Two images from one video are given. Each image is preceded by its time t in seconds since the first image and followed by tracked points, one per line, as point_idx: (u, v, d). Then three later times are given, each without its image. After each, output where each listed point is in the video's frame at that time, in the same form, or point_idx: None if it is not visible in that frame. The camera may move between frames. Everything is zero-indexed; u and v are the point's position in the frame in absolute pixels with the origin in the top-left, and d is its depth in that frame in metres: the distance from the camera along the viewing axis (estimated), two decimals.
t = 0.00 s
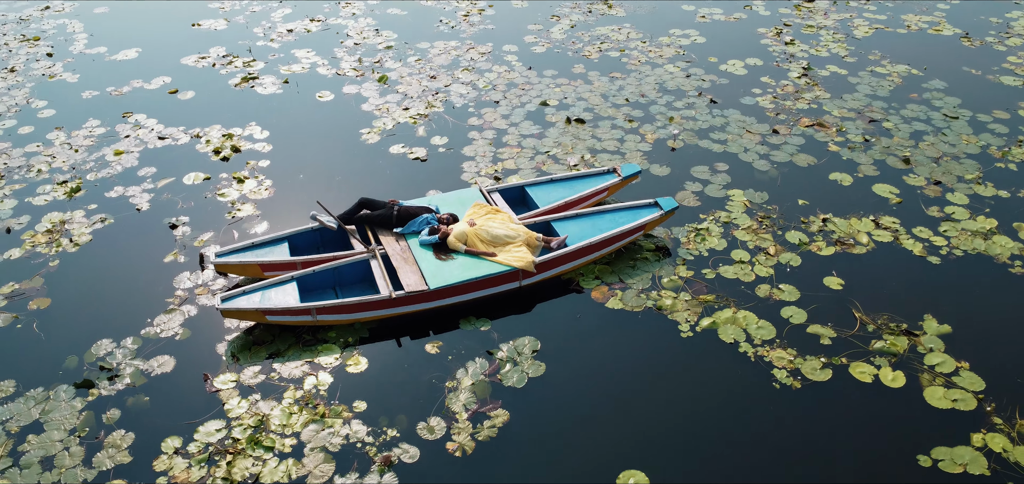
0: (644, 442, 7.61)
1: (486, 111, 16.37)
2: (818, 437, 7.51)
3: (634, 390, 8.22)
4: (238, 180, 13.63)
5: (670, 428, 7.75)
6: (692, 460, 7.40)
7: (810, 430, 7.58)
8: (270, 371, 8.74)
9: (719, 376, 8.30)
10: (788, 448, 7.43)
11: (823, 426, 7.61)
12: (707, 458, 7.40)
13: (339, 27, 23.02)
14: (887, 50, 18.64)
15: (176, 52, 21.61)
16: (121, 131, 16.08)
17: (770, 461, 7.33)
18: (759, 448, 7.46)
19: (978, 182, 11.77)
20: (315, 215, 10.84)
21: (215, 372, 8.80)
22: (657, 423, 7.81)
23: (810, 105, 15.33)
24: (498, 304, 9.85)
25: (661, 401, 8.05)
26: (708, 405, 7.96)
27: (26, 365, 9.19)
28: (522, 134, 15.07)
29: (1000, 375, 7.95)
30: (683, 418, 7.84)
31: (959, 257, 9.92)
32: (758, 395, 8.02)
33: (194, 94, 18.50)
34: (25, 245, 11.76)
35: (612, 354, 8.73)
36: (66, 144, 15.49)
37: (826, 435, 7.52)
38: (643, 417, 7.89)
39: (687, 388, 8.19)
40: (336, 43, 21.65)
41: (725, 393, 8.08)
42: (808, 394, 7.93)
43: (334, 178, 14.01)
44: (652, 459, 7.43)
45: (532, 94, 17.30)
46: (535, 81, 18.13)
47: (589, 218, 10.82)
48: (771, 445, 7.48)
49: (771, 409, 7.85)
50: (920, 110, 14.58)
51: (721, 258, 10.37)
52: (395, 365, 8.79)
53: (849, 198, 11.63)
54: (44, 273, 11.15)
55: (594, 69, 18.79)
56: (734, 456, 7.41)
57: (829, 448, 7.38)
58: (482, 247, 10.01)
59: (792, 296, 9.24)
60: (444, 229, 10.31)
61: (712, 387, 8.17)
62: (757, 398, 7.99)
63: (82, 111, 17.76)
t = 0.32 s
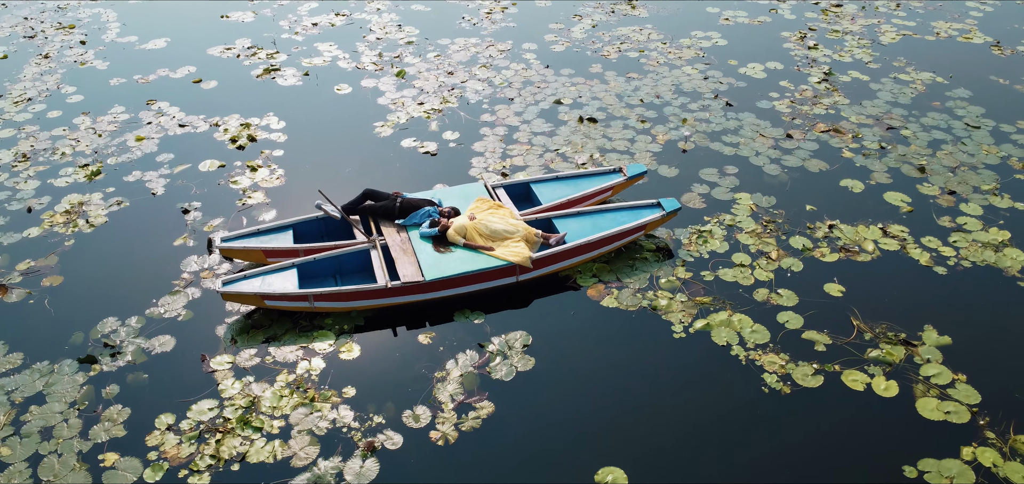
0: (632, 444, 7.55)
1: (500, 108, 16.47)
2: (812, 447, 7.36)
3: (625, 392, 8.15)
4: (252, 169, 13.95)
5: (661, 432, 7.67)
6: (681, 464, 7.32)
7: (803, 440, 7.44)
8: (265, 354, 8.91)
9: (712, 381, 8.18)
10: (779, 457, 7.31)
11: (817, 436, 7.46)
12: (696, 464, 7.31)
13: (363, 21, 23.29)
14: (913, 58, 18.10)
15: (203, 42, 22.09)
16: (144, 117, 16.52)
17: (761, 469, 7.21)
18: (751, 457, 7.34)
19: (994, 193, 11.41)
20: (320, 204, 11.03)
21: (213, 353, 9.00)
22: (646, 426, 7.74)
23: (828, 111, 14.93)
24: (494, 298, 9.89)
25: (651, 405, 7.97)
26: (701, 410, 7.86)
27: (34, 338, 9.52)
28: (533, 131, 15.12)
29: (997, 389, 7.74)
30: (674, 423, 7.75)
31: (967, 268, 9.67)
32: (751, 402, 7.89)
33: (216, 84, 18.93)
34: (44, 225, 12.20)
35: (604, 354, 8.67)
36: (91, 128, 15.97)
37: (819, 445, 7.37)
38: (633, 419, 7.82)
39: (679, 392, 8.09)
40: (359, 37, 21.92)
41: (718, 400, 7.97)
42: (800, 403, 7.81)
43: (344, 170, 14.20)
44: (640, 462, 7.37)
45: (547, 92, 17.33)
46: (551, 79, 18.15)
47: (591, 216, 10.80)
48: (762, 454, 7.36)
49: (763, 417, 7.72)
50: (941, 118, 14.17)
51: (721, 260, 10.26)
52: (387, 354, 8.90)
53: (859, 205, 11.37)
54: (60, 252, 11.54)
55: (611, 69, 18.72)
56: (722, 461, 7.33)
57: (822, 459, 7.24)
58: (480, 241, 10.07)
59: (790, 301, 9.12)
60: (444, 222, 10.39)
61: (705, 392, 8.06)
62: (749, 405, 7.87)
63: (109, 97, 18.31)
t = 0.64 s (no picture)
0: (623, 448, 7.49)
1: (514, 105, 16.53)
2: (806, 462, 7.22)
3: (618, 396, 8.07)
4: (266, 158, 14.25)
5: (653, 436, 7.59)
6: (672, 470, 7.23)
7: (797, 452, 7.32)
8: (264, 338, 9.10)
9: (706, 388, 8.07)
10: (772, 468, 7.19)
11: (809, 449, 7.33)
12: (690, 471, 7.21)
13: (386, 17, 23.53)
14: (939, 65, 17.60)
15: (229, 34, 22.54)
16: (167, 105, 16.94)
17: (746, 472, 7.17)
18: (746, 467, 7.23)
19: (1011, 204, 11.10)
20: (327, 194, 11.20)
21: (214, 336, 9.21)
22: (638, 429, 7.67)
23: (845, 116, 14.61)
24: (493, 292, 9.94)
25: (645, 410, 7.87)
26: (694, 418, 7.74)
27: (46, 314, 9.87)
28: (545, 129, 15.14)
29: (994, 402, 7.59)
30: (664, 424, 7.71)
31: (975, 279, 9.45)
32: (745, 411, 7.77)
33: (239, 75, 19.33)
34: (64, 207, 12.63)
35: (597, 356, 8.61)
36: (115, 115, 16.44)
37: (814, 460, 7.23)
38: (626, 424, 7.74)
39: (672, 398, 7.99)
40: (381, 33, 22.15)
41: (712, 407, 7.85)
42: (791, 409, 7.72)
43: (356, 162, 14.39)
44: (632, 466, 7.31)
45: (562, 91, 17.32)
46: (567, 78, 18.14)
47: (594, 214, 10.79)
48: (756, 462, 7.26)
49: (756, 424, 7.63)
50: (962, 127, 13.82)
51: (723, 263, 10.17)
52: (383, 343, 9.01)
53: (868, 212, 11.16)
54: (76, 234, 11.95)
55: (628, 70, 18.61)
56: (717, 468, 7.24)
57: (817, 473, 7.10)
58: (481, 235, 10.14)
59: (789, 305, 9.02)
60: (447, 215, 10.48)
61: (699, 399, 7.96)
62: (743, 413, 7.75)
63: (135, 86, 18.82)
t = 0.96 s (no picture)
0: (616, 452, 7.39)
1: (531, 102, 16.58)
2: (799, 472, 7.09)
3: (610, 398, 7.99)
4: (284, 146, 14.61)
5: (644, 438, 7.52)
6: (667, 476, 7.11)
7: (791, 461, 7.20)
8: (266, 319, 9.33)
9: (697, 392, 7.98)
10: (758, 467, 7.17)
11: (802, 457, 7.22)
12: (684, 477, 7.09)
13: (414, 12, 23.77)
14: (969, 74, 17.11)
15: (260, 25, 23.03)
16: (194, 92, 17.42)
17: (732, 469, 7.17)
18: (737, 472, 7.14)
19: None
20: (337, 183, 11.43)
21: (218, 315, 9.47)
22: (631, 433, 7.57)
23: (866, 122, 14.28)
24: (492, 284, 10.03)
25: (636, 413, 7.79)
26: (686, 423, 7.64)
27: (62, 287, 10.28)
28: (559, 126, 15.17)
29: (989, 416, 7.42)
30: (651, 419, 7.71)
31: (983, 291, 9.22)
32: (736, 415, 7.69)
33: (266, 65, 19.77)
34: (88, 187, 13.14)
35: (588, 356, 8.56)
36: (144, 100, 16.97)
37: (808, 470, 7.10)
38: (618, 428, 7.64)
39: (664, 403, 7.88)
40: (407, 27, 22.40)
41: (704, 413, 7.74)
42: (779, 412, 7.67)
43: (370, 154, 14.62)
44: (626, 471, 7.19)
45: (580, 90, 17.31)
46: (586, 77, 18.11)
47: (598, 211, 10.79)
48: (750, 471, 7.14)
49: (743, 424, 7.59)
50: (986, 137, 13.44)
51: (725, 265, 10.09)
52: (379, 329, 9.18)
53: (879, 220, 10.95)
54: (97, 212, 12.43)
55: (649, 70, 18.47)
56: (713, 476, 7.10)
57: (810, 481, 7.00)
58: (483, 228, 10.22)
59: (787, 310, 8.92)
60: (451, 207, 10.60)
61: (692, 404, 7.86)
62: (735, 419, 7.65)
63: (166, 73, 19.39)
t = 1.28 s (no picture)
0: (613, 455, 7.31)
1: (547, 99, 16.63)
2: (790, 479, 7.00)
3: (603, 399, 7.90)
4: (301, 134, 14.93)
5: (636, 434, 7.51)
6: (660, 476, 7.08)
7: (781, 463, 7.16)
8: (267, 300, 9.58)
9: (688, 395, 7.91)
10: (750, 468, 7.14)
11: (792, 460, 7.17)
12: (681, 480, 7.02)
13: (440, 7, 23.98)
14: (1000, 84, 16.63)
15: (290, 17, 23.50)
16: (220, 79, 17.88)
17: (723, 469, 7.14)
18: (728, 471, 7.11)
19: None
20: (347, 171, 11.66)
21: (223, 294, 9.76)
22: (627, 433, 7.51)
23: (885, 128, 13.99)
24: (490, 276, 10.13)
25: (632, 414, 7.71)
26: (680, 424, 7.58)
27: (80, 261, 10.71)
28: (573, 123, 15.19)
29: (980, 428, 7.30)
30: (645, 415, 7.70)
31: (988, 303, 9.02)
32: (724, 417, 7.63)
33: (292, 55, 20.18)
34: (112, 167, 13.63)
35: (580, 356, 8.50)
36: (173, 85, 17.49)
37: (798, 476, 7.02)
38: (613, 429, 7.57)
39: (658, 405, 7.80)
40: (432, 22, 22.61)
41: (698, 416, 7.66)
42: (766, 414, 7.62)
43: (385, 144, 14.84)
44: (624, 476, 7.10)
45: (598, 88, 17.29)
46: (605, 76, 18.08)
47: (601, 208, 10.79)
48: (741, 471, 7.10)
49: (732, 425, 7.55)
50: (1010, 147, 13.07)
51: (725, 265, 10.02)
52: (376, 314, 9.35)
53: (889, 227, 10.75)
54: (118, 192, 12.88)
55: (669, 70, 18.35)
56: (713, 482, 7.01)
57: None
58: (485, 220, 10.32)
59: (784, 312, 8.83)
60: (455, 198, 10.71)
61: (686, 404, 7.81)
62: (726, 420, 7.60)
63: (196, 60, 19.93)
